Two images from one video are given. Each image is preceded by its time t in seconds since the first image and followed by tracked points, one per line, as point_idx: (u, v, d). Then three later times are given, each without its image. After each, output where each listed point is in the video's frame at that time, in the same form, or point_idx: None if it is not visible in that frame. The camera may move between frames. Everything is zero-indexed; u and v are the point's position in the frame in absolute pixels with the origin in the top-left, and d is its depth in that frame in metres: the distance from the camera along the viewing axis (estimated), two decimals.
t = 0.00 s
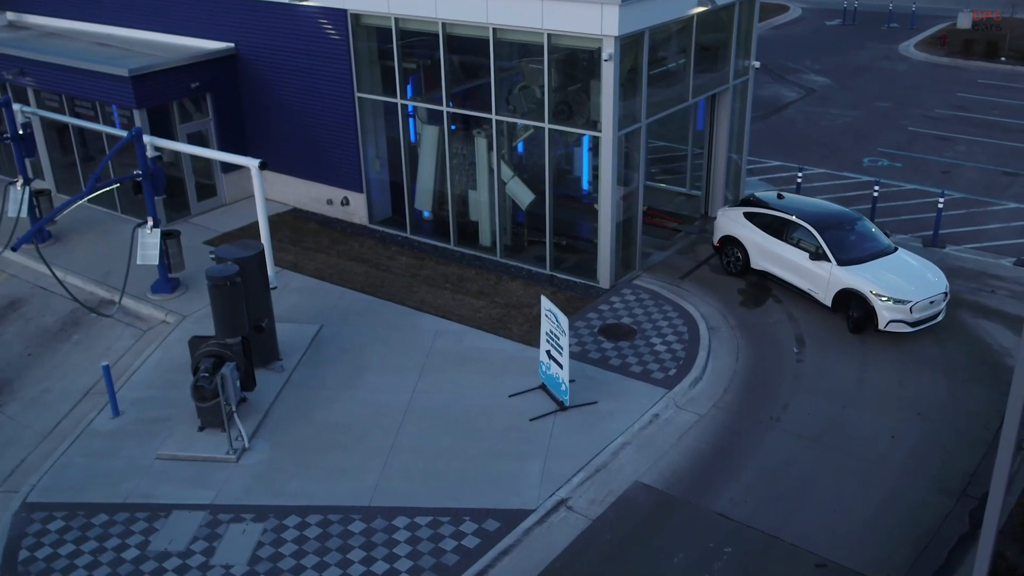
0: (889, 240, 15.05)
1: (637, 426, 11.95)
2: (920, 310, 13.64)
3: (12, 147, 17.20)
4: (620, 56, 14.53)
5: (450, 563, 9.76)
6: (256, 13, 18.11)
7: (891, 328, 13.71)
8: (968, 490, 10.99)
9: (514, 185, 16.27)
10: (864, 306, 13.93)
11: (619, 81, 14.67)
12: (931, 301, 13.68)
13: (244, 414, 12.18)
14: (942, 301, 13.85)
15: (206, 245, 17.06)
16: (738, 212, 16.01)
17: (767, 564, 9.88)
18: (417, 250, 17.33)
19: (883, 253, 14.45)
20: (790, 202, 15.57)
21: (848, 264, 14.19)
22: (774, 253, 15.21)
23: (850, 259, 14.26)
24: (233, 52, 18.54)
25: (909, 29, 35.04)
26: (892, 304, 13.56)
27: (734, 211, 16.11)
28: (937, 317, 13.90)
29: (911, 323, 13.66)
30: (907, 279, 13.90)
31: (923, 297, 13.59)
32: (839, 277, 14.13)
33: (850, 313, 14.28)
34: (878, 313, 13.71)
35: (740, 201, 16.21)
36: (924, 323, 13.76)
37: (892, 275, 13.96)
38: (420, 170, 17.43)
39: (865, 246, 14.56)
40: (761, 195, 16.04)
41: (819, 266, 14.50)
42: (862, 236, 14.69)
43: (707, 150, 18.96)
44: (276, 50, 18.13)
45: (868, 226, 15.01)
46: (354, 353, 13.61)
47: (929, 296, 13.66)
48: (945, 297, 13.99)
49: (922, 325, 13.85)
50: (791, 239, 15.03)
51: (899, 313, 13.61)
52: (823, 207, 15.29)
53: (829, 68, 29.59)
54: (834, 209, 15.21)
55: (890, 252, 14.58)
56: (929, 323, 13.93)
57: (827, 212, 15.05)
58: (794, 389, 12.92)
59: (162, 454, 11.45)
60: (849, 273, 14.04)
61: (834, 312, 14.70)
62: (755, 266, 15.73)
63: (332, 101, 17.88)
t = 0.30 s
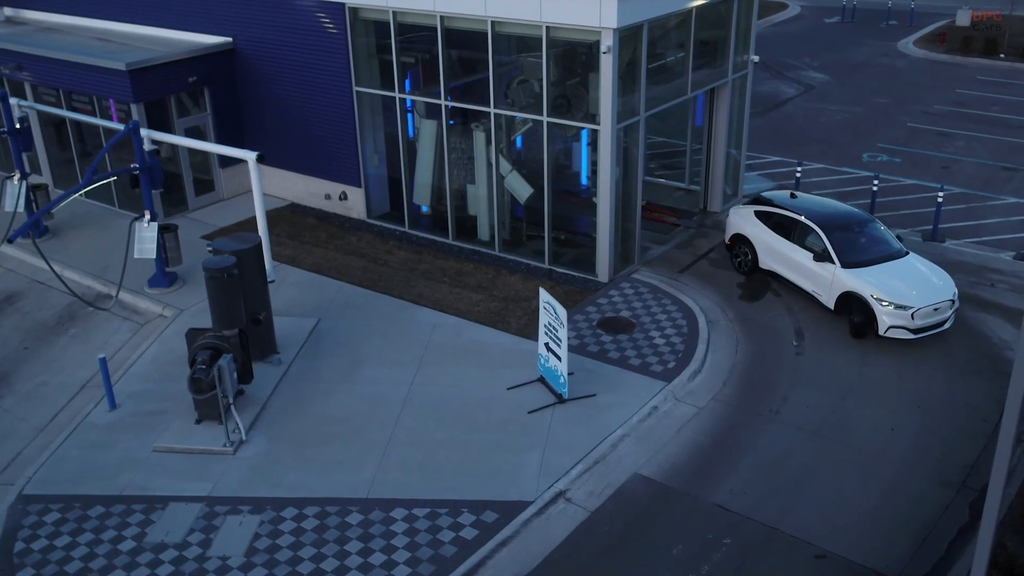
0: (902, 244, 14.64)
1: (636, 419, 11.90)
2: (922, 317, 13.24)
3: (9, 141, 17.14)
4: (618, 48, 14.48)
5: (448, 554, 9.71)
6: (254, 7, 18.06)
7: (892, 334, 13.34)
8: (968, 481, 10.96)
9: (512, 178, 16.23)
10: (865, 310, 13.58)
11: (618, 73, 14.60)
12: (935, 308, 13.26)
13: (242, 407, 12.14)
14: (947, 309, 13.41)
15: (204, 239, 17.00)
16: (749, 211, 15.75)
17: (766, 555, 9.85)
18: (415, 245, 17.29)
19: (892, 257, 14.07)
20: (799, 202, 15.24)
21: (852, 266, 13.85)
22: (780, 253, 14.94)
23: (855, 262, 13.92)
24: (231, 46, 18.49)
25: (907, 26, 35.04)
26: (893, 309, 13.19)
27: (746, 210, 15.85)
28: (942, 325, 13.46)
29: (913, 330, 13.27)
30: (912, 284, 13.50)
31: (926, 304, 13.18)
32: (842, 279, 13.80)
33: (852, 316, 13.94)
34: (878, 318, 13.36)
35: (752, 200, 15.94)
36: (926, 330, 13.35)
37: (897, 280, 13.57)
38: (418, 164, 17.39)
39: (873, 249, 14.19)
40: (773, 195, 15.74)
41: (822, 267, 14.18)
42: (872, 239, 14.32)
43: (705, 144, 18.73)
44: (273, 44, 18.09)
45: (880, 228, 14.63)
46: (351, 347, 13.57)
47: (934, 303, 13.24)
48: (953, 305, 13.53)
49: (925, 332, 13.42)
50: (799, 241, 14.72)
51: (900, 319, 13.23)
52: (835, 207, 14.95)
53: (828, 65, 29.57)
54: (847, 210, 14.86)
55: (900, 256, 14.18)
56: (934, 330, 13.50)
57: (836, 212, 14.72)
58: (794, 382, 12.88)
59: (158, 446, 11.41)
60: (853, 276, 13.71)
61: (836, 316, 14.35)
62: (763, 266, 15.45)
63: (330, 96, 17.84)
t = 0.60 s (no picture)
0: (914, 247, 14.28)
1: (635, 410, 11.85)
2: (922, 324, 12.94)
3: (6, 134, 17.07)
4: (618, 40, 14.44)
5: (447, 544, 9.67)
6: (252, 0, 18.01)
7: (889, 340, 13.09)
8: (969, 471, 10.93)
9: (511, 171, 16.18)
10: (863, 313, 13.34)
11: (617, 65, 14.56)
12: (937, 315, 12.92)
13: (239, 398, 12.09)
14: (951, 317, 13.05)
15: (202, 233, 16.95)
16: (760, 211, 15.49)
17: (766, 545, 9.80)
18: (414, 238, 17.24)
19: (898, 261, 13.76)
20: (808, 203, 14.94)
21: (854, 269, 13.60)
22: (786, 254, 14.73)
23: (859, 264, 13.66)
24: (229, 40, 18.45)
25: (907, 23, 35.04)
26: (891, 314, 12.93)
27: (758, 209, 15.59)
28: (946, 333, 13.11)
29: (912, 336, 12.98)
30: (916, 290, 13.17)
31: (927, 311, 12.86)
32: (843, 281, 13.55)
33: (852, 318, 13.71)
34: (876, 323, 13.11)
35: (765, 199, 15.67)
36: (927, 337, 13.04)
37: (900, 285, 13.27)
38: (417, 158, 17.34)
39: (879, 251, 13.90)
40: (785, 195, 15.44)
41: (825, 268, 13.95)
42: (881, 242, 14.01)
43: (704, 138, 18.62)
44: (271, 38, 18.04)
45: (891, 231, 14.30)
46: (349, 339, 13.52)
47: (936, 310, 12.90)
48: (959, 312, 13.16)
49: (926, 339, 13.10)
50: (805, 241, 14.48)
51: (899, 324, 12.97)
52: (847, 208, 14.66)
53: (827, 61, 29.55)
54: (859, 211, 14.56)
55: (910, 260, 13.84)
56: (937, 337, 13.15)
57: (847, 213, 14.43)
58: (793, 374, 12.83)
59: (155, 437, 11.36)
60: (855, 278, 13.46)
61: (836, 318, 14.13)
62: (771, 266, 15.22)
63: (329, 90, 17.80)
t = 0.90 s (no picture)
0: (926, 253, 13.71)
1: (634, 399, 11.80)
2: (916, 332, 12.44)
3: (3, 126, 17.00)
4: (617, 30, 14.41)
5: (444, 531, 9.61)
6: None
7: (882, 346, 12.64)
8: (969, 460, 10.89)
9: (510, 163, 16.13)
10: (857, 318, 12.93)
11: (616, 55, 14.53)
12: (933, 324, 12.39)
13: (236, 388, 12.03)
14: (950, 326, 12.48)
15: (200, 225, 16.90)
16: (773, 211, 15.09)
17: (766, 533, 9.77)
18: (412, 231, 17.18)
19: (901, 266, 13.27)
20: (818, 203, 14.49)
21: (853, 271, 13.21)
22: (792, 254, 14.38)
23: (860, 267, 13.25)
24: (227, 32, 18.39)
25: (906, 19, 35.00)
26: (884, 320, 12.49)
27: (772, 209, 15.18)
28: (945, 343, 12.55)
29: (906, 345, 12.51)
30: (915, 296, 12.66)
31: (922, 318, 12.35)
32: (840, 284, 13.18)
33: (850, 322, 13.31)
34: (869, 328, 12.69)
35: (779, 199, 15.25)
36: (921, 346, 12.54)
37: (900, 290, 12.80)
38: (415, 149, 17.29)
39: (886, 255, 13.41)
40: (799, 195, 15.00)
41: (826, 271, 13.58)
42: (888, 246, 13.52)
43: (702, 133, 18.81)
44: (270, 30, 18.00)
45: (903, 235, 13.77)
46: (347, 330, 13.47)
47: (934, 318, 12.38)
48: (962, 322, 12.57)
49: (923, 349, 12.58)
50: (811, 242, 14.10)
51: (892, 331, 12.51)
52: (861, 209, 14.22)
53: (826, 56, 29.51)
54: (872, 213, 14.09)
55: (917, 266, 13.30)
56: (936, 347, 12.61)
57: (857, 214, 14.00)
58: (792, 363, 12.78)
59: (152, 426, 11.31)
60: (853, 280, 13.07)
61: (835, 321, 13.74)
62: (780, 266, 14.86)
63: (327, 82, 17.76)
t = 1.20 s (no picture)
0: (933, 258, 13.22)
1: (634, 388, 11.74)
2: (909, 338, 12.05)
3: None
4: (616, 19, 14.36)
5: (443, 519, 9.55)
6: None
7: (872, 351, 12.29)
8: (971, 448, 10.84)
9: (508, 155, 16.07)
10: (850, 321, 12.58)
11: (616, 44, 14.48)
12: (927, 331, 11.98)
13: (234, 377, 11.97)
14: (946, 334, 12.04)
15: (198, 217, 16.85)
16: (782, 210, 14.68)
17: (766, 520, 9.72)
18: (411, 223, 17.12)
19: (902, 269, 12.84)
20: (825, 203, 14.07)
21: (850, 273, 12.85)
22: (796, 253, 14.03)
23: (858, 268, 12.87)
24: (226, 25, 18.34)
25: (905, 15, 34.95)
26: (875, 324, 12.14)
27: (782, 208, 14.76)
28: (940, 351, 12.13)
29: (898, 351, 12.13)
30: (913, 302, 12.24)
31: (915, 325, 11.95)
32: (837, 285, 12.85)
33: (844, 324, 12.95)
34: (860, 331, 12.34)
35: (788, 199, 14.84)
36: (914, 353, 12.15)
37: (897, 295, 12.40)
38: (413, 141, 17.23)
39: (889, 258, 13.00)
40: (810, 193, 14.57)
41: (825, 271, 13.20)
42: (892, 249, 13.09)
43: (702, 129, 18.49)
44: (268, 23, 17.94)
45: (910, 238, 13.31)
46: (345, 320, 13.40)
47: (928, 325, 11.97)
48: (960, 331, 12.11)
49: (917, 355, 12.18)
50: (814, 241, 13.74)
51: (883, 336, 12.14)
52: (871, 209, 13.79)
53: (825, 52, 29.47)
54: (881, 213, 13.64)
55: (920, 271, 12.84)
56: (931, 354, 12.19)
57: (866, 215, 13.59)
58: (792, 353, 12.72)
59: (149, 415, 11.25)
60: (850, 282, 12.72)
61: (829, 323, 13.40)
62: (786, 265, 14.50)
63: (326, 74, 17.71)
